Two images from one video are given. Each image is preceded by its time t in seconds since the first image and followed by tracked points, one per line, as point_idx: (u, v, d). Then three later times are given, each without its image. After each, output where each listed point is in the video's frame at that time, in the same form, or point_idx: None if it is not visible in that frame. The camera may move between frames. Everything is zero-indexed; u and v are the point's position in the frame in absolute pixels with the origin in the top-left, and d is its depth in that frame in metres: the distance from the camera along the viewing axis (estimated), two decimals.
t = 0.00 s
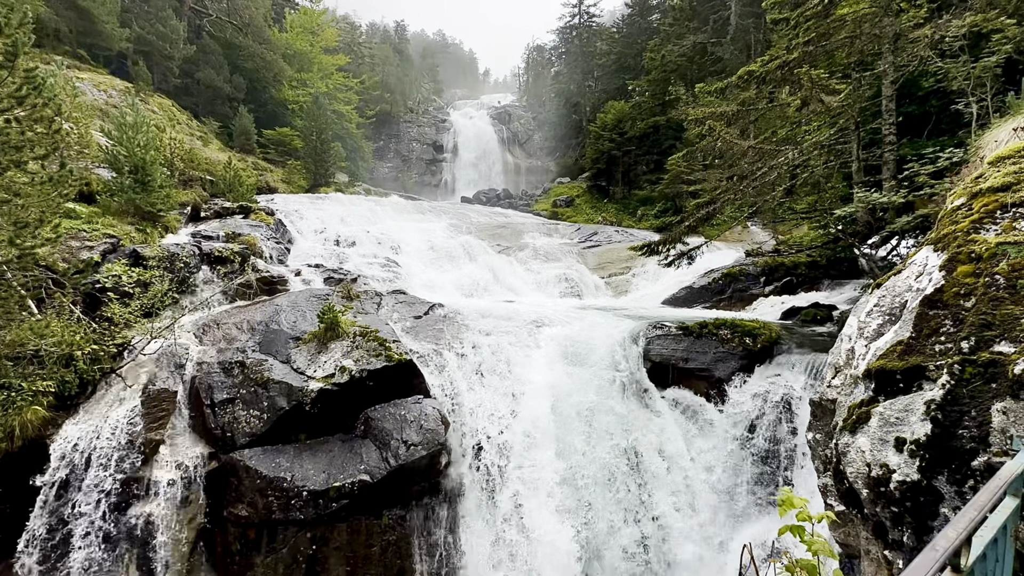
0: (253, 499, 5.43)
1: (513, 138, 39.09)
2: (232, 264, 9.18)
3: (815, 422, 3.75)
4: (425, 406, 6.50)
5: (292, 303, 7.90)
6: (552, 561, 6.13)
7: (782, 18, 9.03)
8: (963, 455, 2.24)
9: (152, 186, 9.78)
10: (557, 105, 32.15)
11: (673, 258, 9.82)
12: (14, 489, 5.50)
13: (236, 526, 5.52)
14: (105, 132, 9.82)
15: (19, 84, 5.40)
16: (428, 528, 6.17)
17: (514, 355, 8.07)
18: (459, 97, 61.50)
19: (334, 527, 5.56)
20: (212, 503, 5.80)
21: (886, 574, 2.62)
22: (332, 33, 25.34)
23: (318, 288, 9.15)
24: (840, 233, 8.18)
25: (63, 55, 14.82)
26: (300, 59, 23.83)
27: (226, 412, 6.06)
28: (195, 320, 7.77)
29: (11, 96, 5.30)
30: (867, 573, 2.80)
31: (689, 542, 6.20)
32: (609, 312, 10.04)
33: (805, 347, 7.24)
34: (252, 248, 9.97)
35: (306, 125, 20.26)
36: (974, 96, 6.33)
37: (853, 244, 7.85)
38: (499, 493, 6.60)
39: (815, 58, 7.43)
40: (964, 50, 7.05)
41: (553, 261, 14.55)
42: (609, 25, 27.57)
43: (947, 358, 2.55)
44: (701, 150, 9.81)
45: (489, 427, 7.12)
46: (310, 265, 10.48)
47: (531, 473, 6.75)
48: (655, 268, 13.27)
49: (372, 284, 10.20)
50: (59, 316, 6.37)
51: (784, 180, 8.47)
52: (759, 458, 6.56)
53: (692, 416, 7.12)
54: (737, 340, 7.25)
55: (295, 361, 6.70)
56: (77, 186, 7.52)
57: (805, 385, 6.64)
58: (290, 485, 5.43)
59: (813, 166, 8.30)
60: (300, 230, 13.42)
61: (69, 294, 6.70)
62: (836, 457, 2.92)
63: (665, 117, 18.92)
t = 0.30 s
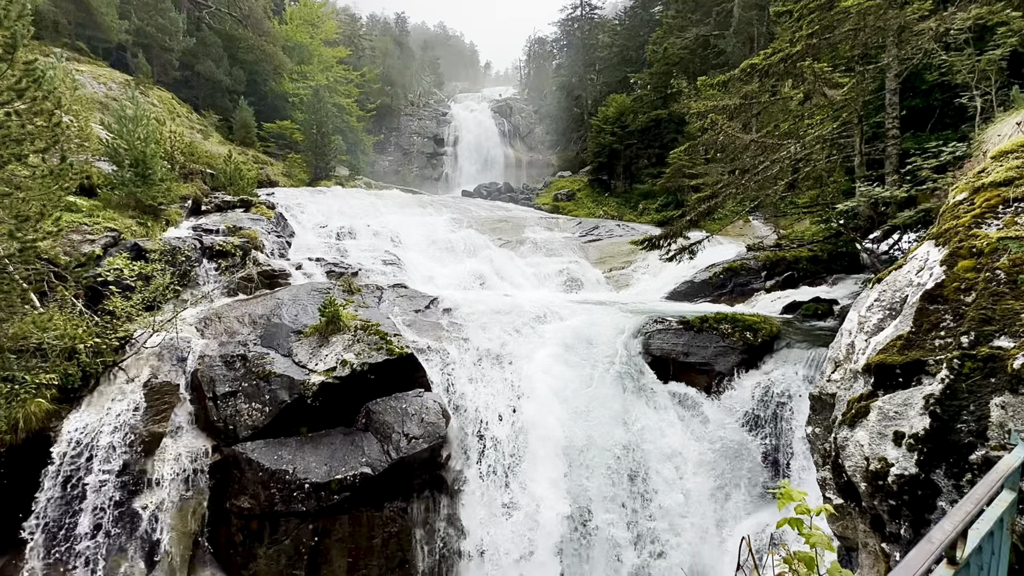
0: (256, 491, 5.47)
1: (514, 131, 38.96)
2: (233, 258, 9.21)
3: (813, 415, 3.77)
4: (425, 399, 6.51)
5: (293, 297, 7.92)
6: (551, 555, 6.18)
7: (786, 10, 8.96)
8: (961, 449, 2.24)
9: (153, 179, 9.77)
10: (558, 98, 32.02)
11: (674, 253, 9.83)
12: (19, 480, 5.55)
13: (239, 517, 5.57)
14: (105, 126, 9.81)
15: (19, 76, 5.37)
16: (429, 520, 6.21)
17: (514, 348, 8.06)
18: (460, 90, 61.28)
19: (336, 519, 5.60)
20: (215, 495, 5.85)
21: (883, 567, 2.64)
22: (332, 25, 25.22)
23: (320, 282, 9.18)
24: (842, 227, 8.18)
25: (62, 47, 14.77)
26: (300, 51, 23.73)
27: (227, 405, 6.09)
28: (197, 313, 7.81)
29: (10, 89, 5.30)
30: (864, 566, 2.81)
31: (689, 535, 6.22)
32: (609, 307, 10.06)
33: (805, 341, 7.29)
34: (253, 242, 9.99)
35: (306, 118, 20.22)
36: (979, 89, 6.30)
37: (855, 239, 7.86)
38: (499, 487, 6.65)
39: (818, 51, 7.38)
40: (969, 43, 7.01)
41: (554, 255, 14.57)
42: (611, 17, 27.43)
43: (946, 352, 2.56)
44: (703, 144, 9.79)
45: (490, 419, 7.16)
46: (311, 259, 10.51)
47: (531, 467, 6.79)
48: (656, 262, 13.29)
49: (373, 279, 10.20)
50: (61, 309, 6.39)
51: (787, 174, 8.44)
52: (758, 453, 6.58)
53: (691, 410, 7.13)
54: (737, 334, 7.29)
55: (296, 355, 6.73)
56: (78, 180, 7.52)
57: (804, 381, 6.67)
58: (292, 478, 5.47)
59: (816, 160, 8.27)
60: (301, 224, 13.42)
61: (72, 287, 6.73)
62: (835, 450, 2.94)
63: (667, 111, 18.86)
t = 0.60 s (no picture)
0: (260, 478, 5.53)
1: (517, 120, 38.72)
2: (235, 248, 9.22)
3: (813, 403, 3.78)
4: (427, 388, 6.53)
5: (295, 286, 7.95)
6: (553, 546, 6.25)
7: None
8: (961, 438, 2.24)
9: (154, 168, 9.76)
10: (561, 87, 31.77)
11: (676, 243, 9.80)
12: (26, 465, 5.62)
13: (244, 503, 5.64)
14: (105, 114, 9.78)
15: (18, 64, 5.34)
16: (431, 507, 6.28)
17: (516, 339, 8.08)
18: (461, 78, 60.80)
19: (339, 505, 5.66)
20: (220, 481, 5.94)
21: (881, 553, 2.66)
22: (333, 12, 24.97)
23: (322, 271, 9.20)
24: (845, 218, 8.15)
25: (61, 34, 14.68)
26: (300, 38, 23.54)
27: (231, 393, 6.14)
28: (200, 302, 7.85)
29: (10, 76, 5.27)
30: (862, 553, 2.83)
31: (689, 524, 6.28)
32: (611, 297, 10.06)
33: (807, 332, 7.31)
34: (255, 231, 10.00)
35: (307, 107, 20.11)
36: (988, 78, 6.22)
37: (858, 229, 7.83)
38: (500, 478, 6.71)
39: (824, 39, 7.30)
40: (978, 30, 6.90)
41: (556, 244, 14.56)
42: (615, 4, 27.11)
43: (949, 342, 2.55)
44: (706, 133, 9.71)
45: (491, 409, 7.19)
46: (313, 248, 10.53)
47: (533, 456, 6.84)
48: (658, 252, 13.27)
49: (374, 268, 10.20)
50: (65, 298, 6.40)
51: (791, 164, 8.39)
52: (757, 445, 6.61)
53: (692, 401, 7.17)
54: (739, 324, 7.27)
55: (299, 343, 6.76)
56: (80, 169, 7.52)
57: (805, 372, 6.67)
58: (295, 465, 5.52)
59: (820, 149, 8.21)
60: (303, 214, 13.41)
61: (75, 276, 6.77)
62: (835, 439, 2.96)
63: (671, 99, 18.71)
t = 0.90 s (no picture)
0: (266, 462, 5.59)
1: (520, 106, 38.34)
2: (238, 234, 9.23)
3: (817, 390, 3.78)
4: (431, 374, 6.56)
5: (298, 273, 7.96)
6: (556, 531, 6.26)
7: None
8: (966, 424, 2.23)
9: (156, 153, 9.75)
10: (565, 71, 31.37)
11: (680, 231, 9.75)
12: (35, 447, 5.70)
13: (249, 486, 5.70)
14: (107, 98, 9.74)
15: (18, 46, 5.29)
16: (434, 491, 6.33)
17: (518, 326, 8.07)
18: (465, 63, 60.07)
19: (344, 488, 5.73)
20: (226, 465, 6.00)
21: (882, 539, 2.66)
22: None
23: (325, 257, 9.21)
24: (852, 204, 8.08)
25: (61, 17, 14.58)
26: (302, 21, 23.28)
27: (236, 378, 6.19)
28: (204, 288, 7.88)
29: (10, 59, 5.23)
30: (863, 538, 2.83)
31: (691, 508, 6.36)
32: (614, 284, 10.04)
33: (811, 320, 7.30)
34: (258, 217, 10.00)
35: (309, 92, 19.96)
36: (1002, 61, 6.09)
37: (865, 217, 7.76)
38: (503, 464, 6.71)
39: (834, 22, 7.17)
40: (993, 13, 6.75)
41: (560, 232, 14.50)
42: None
43: (957, 328, 2.53)
44: (712, 119, 9.61)
45: (495, 395, 7.20)
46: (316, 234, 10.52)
47: (536, 441, 6.86)
48: (662, 240, 13.22)
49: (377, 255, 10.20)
50: (70, 283, 6.44)
51: (798, 151, 8.28)
52: (758, 432, 6.68)
53: (694, 388, 7.18)
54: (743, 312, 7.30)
55: (303, 329, 6.79)
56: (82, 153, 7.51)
57: (807, 359, 6.73)
58: (300, 449, 5.57)
59: (828, 135, 8.11)
60: (306, 200, 13.39)
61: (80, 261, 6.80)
62: (839, 425, 2.96)
63: (677, 84, 18.47)
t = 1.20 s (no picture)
0: (274, 443, 5.66)
1: (526, 89, 37.82)
2: (243, 217, 9.25)
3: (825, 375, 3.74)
4: (436, 357, 6.57)
5: (304, 256, 7.99)
6: (561, 515, 6.28)
7: None
8: (980, 408, 2.23)
9: (160, 135, 9.72)
10: (572, 52, 30.80)
11: (688, 216, 9.65)
12: (49, 427, 5.85)
13: (259, 466, 5.79)
14: (111, 80, 9.69)
15: (20, 24, 5.22)
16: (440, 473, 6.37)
17: (524, 311, 8.07)
18: (470, 45, 59.17)
19: (351, 469, 5.81)
20: (235, 445, 6.11)
21: (889, 522, 2.65)
22: None
23: (330, 241, 9.21)
24: (863, 189, 7.96)
25: None
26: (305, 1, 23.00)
27: (244, 360, 6.25)
28: (211, 271, 7.92)
29: (13, 38, 5.16)
30: (868, 521, 2.83)
31: (697, 491, 6.34)
32: (620, 269, 9.99)
33: (819, 305, 7.25)
34: (263, 200, 9.99)
35: (313, 73, 19.74)
36: None
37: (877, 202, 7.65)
38: (508, 448, 6.72)
39: None
40: None
41: (565, 215, 14.40)
42: None
43: (972, 312, 2.50)
44: (722, 101, 9.44)
45: (500, 377, 7.20)
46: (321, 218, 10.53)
47: (541, 422, 6.87)
48: (669, 225, 13.12)
49: (382, 238, 10.19)
50: (79, 265, 6.49)
51: (810, 134, 8.13)
52: (765, 418, 6.67)
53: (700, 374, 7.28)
54: (749, 297, 7.33)
55: (309, 311, 6.82)
56: (87, 134, 7.51)
57: (815, 344, 6.71)
58: (308, 430, 5.64)
59: (841, 118, 7.96)
60: (311, 183, 13.36)
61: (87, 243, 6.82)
62: (848, 409, 2.95)
63: (686, 66, 18.11)
